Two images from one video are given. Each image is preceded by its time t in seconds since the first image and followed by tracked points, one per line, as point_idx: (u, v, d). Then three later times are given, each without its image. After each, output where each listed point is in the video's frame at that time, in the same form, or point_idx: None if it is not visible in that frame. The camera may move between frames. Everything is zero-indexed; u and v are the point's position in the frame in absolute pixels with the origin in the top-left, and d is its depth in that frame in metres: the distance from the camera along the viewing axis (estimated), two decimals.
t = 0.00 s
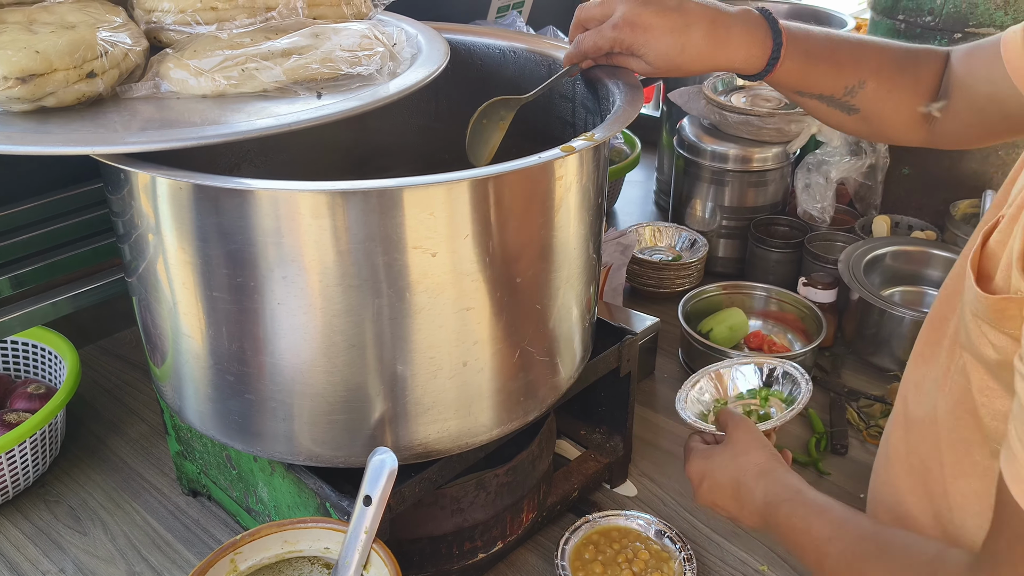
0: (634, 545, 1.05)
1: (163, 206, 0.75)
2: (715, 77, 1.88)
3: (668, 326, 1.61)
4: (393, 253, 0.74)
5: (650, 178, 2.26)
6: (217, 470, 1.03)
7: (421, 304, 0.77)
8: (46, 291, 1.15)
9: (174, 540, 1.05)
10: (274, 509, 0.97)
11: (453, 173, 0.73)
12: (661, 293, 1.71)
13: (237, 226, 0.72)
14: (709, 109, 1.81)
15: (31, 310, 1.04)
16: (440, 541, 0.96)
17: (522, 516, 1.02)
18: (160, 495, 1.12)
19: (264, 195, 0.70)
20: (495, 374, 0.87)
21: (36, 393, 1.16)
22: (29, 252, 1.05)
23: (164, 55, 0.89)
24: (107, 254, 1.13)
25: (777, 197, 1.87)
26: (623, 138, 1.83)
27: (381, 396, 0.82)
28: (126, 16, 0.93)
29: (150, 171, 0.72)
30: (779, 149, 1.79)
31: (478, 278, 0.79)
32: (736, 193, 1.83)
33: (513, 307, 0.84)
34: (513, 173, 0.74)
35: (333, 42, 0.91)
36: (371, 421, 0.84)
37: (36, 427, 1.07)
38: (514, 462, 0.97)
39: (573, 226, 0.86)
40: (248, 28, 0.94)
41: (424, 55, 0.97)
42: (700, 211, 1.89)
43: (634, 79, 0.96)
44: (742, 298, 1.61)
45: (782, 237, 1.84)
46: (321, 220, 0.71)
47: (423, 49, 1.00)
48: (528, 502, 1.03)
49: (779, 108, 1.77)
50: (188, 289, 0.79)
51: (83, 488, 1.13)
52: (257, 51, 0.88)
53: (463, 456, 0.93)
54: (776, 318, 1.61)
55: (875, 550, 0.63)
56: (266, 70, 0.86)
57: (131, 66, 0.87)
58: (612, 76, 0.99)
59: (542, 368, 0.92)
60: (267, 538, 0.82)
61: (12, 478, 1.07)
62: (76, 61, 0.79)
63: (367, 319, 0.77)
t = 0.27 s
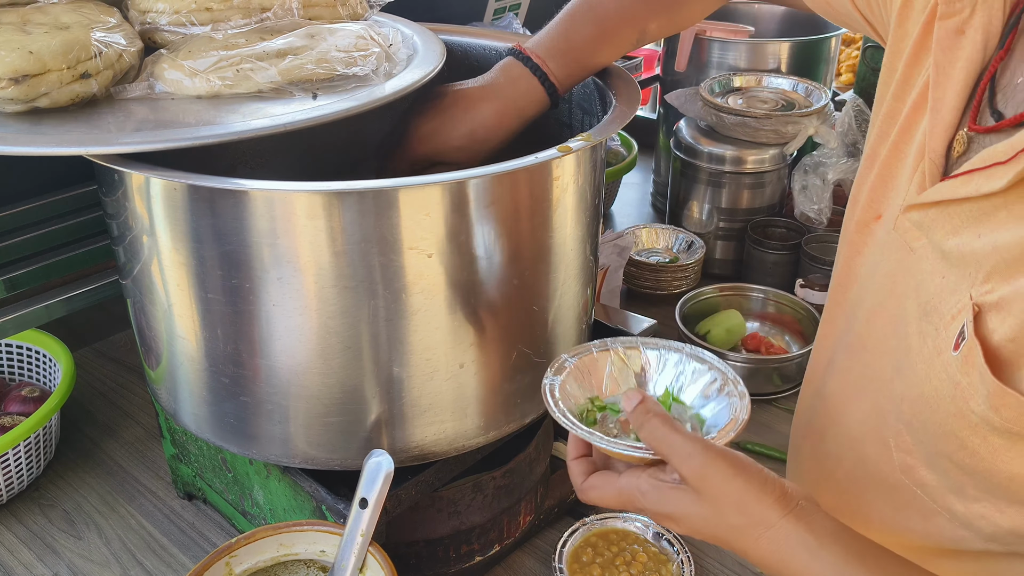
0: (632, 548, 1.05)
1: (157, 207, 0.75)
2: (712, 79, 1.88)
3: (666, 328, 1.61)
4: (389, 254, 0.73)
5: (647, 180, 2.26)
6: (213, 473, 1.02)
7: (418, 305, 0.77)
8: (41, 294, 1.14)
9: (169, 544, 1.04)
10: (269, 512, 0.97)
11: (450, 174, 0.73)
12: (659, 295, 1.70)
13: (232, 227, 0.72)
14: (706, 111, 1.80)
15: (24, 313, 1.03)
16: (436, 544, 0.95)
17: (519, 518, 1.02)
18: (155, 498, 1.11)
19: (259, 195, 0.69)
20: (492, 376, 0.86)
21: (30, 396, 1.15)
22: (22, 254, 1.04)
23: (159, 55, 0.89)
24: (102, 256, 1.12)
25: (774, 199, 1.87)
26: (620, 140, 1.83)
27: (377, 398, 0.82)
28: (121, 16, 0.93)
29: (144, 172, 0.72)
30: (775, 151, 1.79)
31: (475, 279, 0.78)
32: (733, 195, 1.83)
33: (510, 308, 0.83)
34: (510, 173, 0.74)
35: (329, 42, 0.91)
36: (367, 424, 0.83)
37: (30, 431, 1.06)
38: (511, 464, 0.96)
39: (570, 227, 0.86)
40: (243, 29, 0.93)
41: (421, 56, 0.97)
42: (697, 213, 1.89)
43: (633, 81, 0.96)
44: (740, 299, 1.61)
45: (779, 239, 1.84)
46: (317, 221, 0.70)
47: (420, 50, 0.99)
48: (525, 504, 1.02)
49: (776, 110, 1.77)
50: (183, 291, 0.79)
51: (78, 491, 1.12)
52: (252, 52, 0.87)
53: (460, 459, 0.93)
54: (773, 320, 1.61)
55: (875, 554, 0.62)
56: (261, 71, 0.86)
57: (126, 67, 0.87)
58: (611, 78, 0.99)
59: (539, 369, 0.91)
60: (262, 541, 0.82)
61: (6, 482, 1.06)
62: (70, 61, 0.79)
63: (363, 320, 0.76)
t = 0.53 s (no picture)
0: (634, 543, 1.05)
1: (160, 202, 0.75)
2: (712, 74, 1.88)
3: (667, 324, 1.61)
4: (393, 249, 0.73)
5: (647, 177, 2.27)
6: (215, 469, 1.02)
7: (421, 301, 0.77)
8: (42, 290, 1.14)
9: (171, 540, 1.04)
10: (272, 508, 0.97)
11: (453, 169, 0.73)
12: (659, 291, 1.71)
13: (235, 223, 0.72)
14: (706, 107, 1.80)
15: (26, 308, 1.03)
16: (439, 540, 0.96)
17: (522, 513, 1.02)
18: (157, 494, 1.11)
19: (263, 190, 0.69)
20: (495, 371, 0.86)
21: (31, 392, 1.15)
22: (23, 250, 1.04)
23: (162, 51, 0.89)
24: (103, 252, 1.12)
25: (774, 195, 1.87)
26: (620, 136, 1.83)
27: (380, 393, 0.82)
28: (123, 12, 0.93)
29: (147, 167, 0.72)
30: (776, 146, 1.79)
31: (478, 274, 0.78)
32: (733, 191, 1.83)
33: (513, 303, 0.83)
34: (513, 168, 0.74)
35: (331, 37, 0.91)
36: (370, 419, 0.83)
37: (32, 426, 1.06)
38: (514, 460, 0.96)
39: (573, 222, 0.86)
40: (245, 24, 0.93)
41: (423, 51, 0.97)
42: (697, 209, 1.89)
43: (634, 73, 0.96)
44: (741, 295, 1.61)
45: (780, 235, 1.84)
46: (320, 215, 0.70)
47: (422, 45, 0.99)
48: (527, 500, 1.02)
49: (776, 106, 1.78)
50: (186, 286, 0.79)
51: (80, 487, 1.12)
52: (254, 47, 0.87)
53: (463, 454, 0.93)
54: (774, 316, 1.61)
55: (883, 557, 0.62)
56: (264, 66, 0.86)
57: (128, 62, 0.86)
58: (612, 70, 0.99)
59: (542, 364, 0.91)
60: (266, 536, 0.82)
61: (8, 478, 1.06)
62: (72, 56, 0.79)
63: (366, 315, 0.76)
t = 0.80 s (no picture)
0: (632, 542, 1.04)
1: (153, 199, 0.74)
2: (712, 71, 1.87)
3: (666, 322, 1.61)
4: (388, 247, 0.73)
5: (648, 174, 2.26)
6: (211, 467, 1.02)
7: (416, 299, 0.76)
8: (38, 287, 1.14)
9: (167, 538, 1.04)
10: (268, 507, 0.96)
11: (448, 166, 0.72)
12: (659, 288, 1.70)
13: (229, 221, 0.71)
14: (706, 103, 1.79)
15: (21, 306, 1.03)
16: (436, 539, 0.95)
17: (518, 513, 1.01)
18: (154, 492, 1.11)
19: (257, 187, 0.69)
20: (492, 369, 0.86)
21: (27, 390, 1.15)
22: (18, 247, 1.04)
23: (156, 46, 0.88)
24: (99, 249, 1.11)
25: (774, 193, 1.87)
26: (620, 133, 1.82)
27: (376, 392, 0.81)
28: (117, 7, 0.92)
29: (140, 165, 0.71)
30: (776, 143, 1.78)
31: (473, 272, 0.78)
32: (734, 188, 1.82)
33: (509, 301, 0.83)
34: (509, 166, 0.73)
35: (327, 33, 0.90)
36: (366, 418, 0.83)
37: (28, 424, 1.06)
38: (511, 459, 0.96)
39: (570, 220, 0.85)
40: (240, 20, 0.92)
41: (420, 47, 0.96)
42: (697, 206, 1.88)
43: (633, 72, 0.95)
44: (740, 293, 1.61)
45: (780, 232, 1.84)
46: (314, 213, 0.70)
47: (418, 42, 0.98)
48: (524, 499, 1.02)
49: (776, 103, 1.77)
50: (181, 284, 0.78)
51: (76, 486, 1.11)
52: (249, 42, 0.87)
53: (459, 453, 0.92)
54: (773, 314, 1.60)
55: (879, 559, 0.61)
56: (259, 62, 0.85)
57: (122, 58, 0.86)
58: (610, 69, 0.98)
59: (539, 363, 0.91)
60: (261, 536, 0.81)
61: (3, 476, 1.06)
62: (65, 52, 0.78)
63: (361, 314, 0.76)
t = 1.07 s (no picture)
0: (629, 544, 1.04)
1: (146, 199, 0.74)
2: (710, 70, 1.87)
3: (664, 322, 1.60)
4: (383, 248, 0.72)
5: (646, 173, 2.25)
6: (206, 468, 1.01)
7: (412, 300, 0.76)
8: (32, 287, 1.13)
9: (162, 539, 1.03)
10: (263, 509, 0.96)
11: (444, 166, 0.71)
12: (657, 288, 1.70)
13: (223, 221, 0.71)
14: (704, 102, 1.78)
15: (15, 307, 1.02)
16: (432, 540, 0.95)
17: (515, 514, 1.01)
18: (149, 493, 1.11)
19: (251, 188, 0.68)
20: (488, 371, 0.85)
21: (21, 391, 1.15)
22: (13, 248, 1.03)
23: (149, 46, 0.88)
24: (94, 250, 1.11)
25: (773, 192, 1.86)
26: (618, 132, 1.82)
27: (370, 393, 0.81)
28: (110, 6, 0.91)
29: (133, 165, 0.70)
30: (774, 142, 1.78)
31: (469, 273, 0.77)
32: (732, 187, 1.82)
33: (505, 302, 0.82)
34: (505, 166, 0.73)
35: (321, 33, 0.89)
36: (361, 419, 0.82)
37: (22, 426, 1.05)
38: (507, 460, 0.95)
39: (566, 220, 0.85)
40: (235, 19, 0.92)
41: (415, 46, 0.95)
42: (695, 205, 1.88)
43: (628, 69, 0.95)
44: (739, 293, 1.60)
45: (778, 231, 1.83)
46: (309, 214, 0.69)
47: (414, 40, 0.98)
48: (521, 500, 1.01)
49: (775, 102, 1.76)
50: (175, 285, 0.78)
51: (71, 486, 1.11)
52: (243, 42, 0.86)
53: (455, 454, 0.92)
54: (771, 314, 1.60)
55: (874, 564, 0.61)
56: (253, 62, 0.85)
57: (115, 58, 0.85)
58: (607, 67, 0.98)
59: (535, 364, 0.90)
60: (255, 538, 0.81)
61: None
62: (58, 52, 0.78)
63: (357, 315, 0.75)
